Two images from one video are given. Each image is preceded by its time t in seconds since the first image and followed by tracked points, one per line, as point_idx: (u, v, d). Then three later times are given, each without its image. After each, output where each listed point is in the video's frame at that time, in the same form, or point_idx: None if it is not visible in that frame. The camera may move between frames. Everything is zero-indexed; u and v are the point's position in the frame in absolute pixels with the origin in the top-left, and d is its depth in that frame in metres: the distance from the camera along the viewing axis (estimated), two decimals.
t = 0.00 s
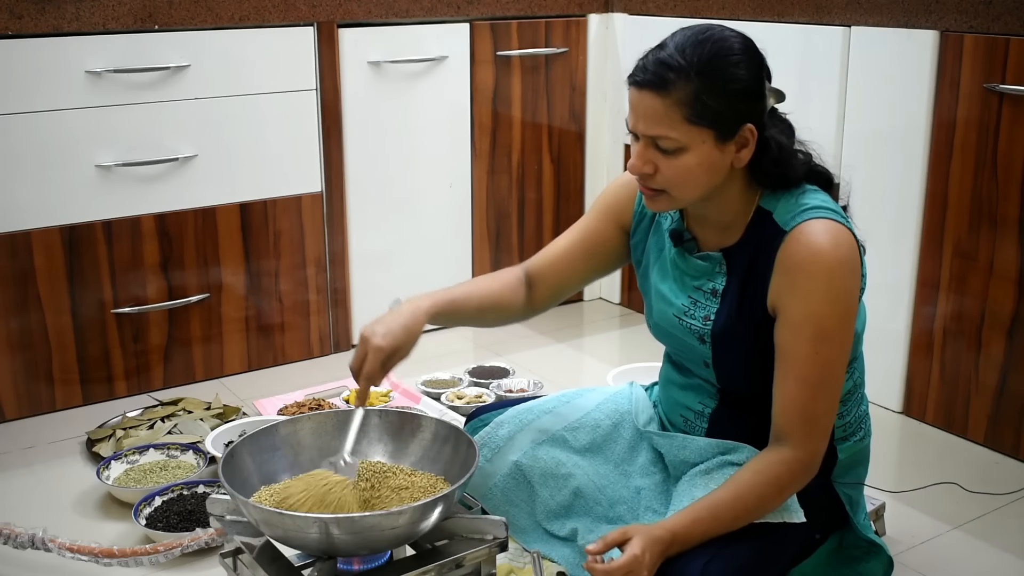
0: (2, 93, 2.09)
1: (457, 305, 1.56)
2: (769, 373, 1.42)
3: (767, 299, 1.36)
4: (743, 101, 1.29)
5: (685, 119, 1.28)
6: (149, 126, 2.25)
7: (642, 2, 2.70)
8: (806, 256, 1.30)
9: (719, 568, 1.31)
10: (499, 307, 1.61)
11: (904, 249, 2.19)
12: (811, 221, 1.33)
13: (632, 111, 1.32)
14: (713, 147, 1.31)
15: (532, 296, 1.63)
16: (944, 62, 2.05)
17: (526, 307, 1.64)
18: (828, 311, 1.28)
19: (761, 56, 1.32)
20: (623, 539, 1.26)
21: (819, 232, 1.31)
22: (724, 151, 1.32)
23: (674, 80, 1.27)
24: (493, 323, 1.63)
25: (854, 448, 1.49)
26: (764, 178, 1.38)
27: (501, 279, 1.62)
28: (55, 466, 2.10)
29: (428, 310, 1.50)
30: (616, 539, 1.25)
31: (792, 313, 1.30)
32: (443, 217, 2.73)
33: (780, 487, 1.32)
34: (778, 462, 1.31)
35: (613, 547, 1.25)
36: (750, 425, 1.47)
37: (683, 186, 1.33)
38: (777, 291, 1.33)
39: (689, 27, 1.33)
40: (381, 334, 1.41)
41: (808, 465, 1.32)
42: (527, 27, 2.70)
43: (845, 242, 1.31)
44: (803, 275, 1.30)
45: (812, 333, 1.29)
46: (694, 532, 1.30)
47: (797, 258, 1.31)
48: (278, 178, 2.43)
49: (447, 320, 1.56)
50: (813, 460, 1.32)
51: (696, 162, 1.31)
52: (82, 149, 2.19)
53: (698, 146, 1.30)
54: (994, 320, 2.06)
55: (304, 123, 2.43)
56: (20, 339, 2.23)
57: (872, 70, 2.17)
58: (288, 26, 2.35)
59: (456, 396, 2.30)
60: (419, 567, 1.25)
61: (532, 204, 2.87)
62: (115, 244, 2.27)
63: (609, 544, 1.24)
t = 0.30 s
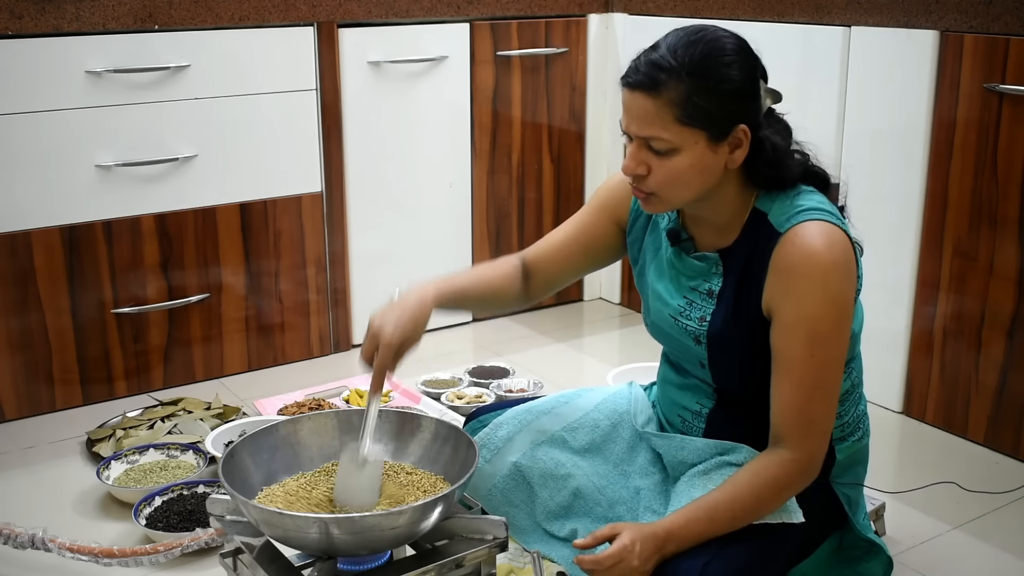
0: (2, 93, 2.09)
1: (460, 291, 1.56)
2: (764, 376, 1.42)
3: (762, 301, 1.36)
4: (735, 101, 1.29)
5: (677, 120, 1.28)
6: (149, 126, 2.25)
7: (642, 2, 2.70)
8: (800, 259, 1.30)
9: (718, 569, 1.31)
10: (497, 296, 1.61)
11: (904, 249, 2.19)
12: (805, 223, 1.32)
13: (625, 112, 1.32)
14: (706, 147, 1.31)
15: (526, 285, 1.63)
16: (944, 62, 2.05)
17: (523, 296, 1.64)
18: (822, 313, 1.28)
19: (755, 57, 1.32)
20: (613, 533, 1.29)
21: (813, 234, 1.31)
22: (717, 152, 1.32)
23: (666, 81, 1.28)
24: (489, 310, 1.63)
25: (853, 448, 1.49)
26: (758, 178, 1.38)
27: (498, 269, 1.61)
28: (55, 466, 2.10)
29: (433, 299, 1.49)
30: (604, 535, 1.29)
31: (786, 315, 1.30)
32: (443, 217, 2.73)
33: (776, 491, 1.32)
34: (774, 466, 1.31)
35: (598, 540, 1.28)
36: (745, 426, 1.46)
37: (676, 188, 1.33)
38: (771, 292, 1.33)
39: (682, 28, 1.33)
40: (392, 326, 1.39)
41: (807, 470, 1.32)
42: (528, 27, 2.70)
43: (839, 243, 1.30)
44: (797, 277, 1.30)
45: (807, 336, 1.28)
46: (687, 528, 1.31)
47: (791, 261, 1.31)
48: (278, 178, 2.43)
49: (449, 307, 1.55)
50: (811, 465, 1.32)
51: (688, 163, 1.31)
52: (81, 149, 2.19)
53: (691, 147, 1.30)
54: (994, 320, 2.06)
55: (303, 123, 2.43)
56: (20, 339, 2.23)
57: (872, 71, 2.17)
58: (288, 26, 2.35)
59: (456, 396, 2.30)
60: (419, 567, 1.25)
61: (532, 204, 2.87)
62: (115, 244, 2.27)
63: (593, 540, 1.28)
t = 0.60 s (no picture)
0: (2, 93, 2.09)
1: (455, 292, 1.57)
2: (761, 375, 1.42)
3: (754, 300, 1.35)
4: (729, 98, 1.29)
5: (671, 118, 1.28)
6: (149, 126, 2.25)
7: (642, 2, 2.70)
8: (793, 261, 1.29)
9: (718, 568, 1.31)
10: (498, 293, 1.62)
11: (904, 249, 2.19)
12: (796, 225, 1.32)
13: (619, 112, 1.33)
14: (701, 144, 1.31)
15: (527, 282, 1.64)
16: (944, 62, 2.05)
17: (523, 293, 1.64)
18: (812, 315, 1.28)
19: (748, 55, 1.32)
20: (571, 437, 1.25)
21: (804, 236, 1.31)
22: (712, 149, 1.32)
23: (659, 79, 1.28)
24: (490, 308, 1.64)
25: (854, 448, 1.49)
26: (751, 176, 1.38)
27: (498, 267, 1.62)
28: (55, 466, 2.10)
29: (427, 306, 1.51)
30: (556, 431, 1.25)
31: (776, 316, 1.30)
32: (443, 216, 2.73)
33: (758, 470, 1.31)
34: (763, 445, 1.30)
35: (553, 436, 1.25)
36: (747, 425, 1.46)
37: (671, 185, 1.33)
38: (763, 294, 1.33)
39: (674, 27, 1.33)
40: (384, 330, 1.43)
41: (790, 467, 1.32)
42: (528, 27, 2.70)
43: (830, 244, 1.30)
44: (787, 279, 1.30)
45: (797, 339, 1.28)
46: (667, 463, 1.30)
47: (782, 263, 1.31)
48: (278, 178, 2.43)
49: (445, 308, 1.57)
50: (798, 463, 1.32)
51: (683, 160, 1.31)
52: (81, 149, 2.19)
53: (686, 144, 1.30)
54: (993, 320, 2.06)
55: (303, 123, 2.43)
56: (20, 339, 2.22)
57: (872, 71, 2.17)
58: (288, 26, 2.35)
59: (456, 396, 2.30)
60: (419, 567, 1.25)
61: (532, 204, 2.87)
62: (115, 244, 2.27)
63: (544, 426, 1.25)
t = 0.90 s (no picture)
0: (1, 93, 2.09)
1: (460, 320, 1.56)
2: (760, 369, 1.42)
3: (750, 290, 1.36)
4: (723, 85, 1.29)
5: (666, 103, 1.28)
6: (148, 125, 2.25)
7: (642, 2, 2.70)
8: (789, 250, 1.29)
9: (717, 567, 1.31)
10: (502, 316, 1.61)
11: (904, 249, 2.19)
12: (793, 214, 1.32)
13: (615, 101, 1.33)
14: (696, 131, 1.30)
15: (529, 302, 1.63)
16: (944, 61, 2.05)
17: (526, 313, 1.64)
18: (806, 304, 1.28)
19: (741, 48, 1.32)
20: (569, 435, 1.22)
21: (801, 225, 1.31)
22: (707, 136, 1.31)
23: (654, 66, 1.28)
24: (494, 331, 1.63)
25: (853, 446, 1.49)
26: (746, 165, 1.37)
27: (499, 290, 1.61)
28: (55, 466, 2.10)
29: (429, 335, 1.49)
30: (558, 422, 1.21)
31: (770, 305, 1.30)
32: (443, 216, 2.73)
33: (743, 464, 1.30)
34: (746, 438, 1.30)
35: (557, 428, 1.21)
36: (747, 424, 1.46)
37: (668, 172, 1.32)
38: (759, 284, 1.34)
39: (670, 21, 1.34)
40: (386, 356, 1.40)
41: (779, 460, 1.31)
42: (528, 27, 2.70)
43: (825, 234, 1.30)
44: (782, 267, 1.30)
45: (789, 327, 1.28)
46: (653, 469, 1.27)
47: (778, 252, 1.31)
48: (278, 178, 2.43)
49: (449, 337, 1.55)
50: (783, 457, 1.31)
51: (679, 147, 1.31)
52: (81, 148, 2.19)
53: (681, 130, 1.30)
54: (993, 320, 2.06)
55: (303, 123, 2.43)
56: (20, 339, 2.23)
57: (872, 70, 2.17)
58: (288, 26, 2.35)
59: (455, 396, 2.30)
60: (419, 567, 1.25)
61: (532, 204, 2.87)
62: (115, 244, 2.27)
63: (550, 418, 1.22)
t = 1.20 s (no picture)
0: (1, 93, 2.09)
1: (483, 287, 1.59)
2: (762, 370, 1.42)
3: (755, 296, 1.36)
4: (728, 90, 1.29)
5: (672, 108, 1.28)
6: (149, 126, 2.25)
7: (642, 2, 2.70)
8: (794, 255, 1.30)
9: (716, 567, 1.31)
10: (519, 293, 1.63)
11: (904, 249, 2.19)
12: (798, 220, 1.32)
13: (620, 106, 1.32)
14: (702, 137, 1.31)
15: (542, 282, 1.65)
16: (944, 62, 2.05)
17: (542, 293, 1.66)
18: (813, 310, 1.28)
19: (745, 50, 1.32)
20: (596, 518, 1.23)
21: (805, 233, 1.31)
22: (713, 142, 1.32)
23: (660, 70, 1.28)
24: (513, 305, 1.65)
25: (853, 448, 1.49)
26: (751, 169, 1.38)
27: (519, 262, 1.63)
28: (55, 466, 2.10)
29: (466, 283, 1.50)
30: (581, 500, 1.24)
31: (779, 312, 1.30)
32: (443, 216, 2.73)
33: (765, 485, 1.32)
34: (764, 458, 1.32)
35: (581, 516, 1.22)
36: (746, 426, 1.47)
37: (673, 179, 1.32)
38: (764, 290, 1.34)
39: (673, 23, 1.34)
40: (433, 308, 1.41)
41: (793, 470, 1.33)
42: (528, 27, 2.70)
43: (830, 240, 1.30)
44: (790, 274, 1.30)
45: (799, 333, 1.29)
46: (677, 511, 1.31)
47: (783, 258, 1.31)
48: (278, 179, 2.43)
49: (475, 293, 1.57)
50: (803, 464, 1.33)
51: (685, 153, 1.31)
52: (81, 149, 2.19)
53: (687, 136, 1.30)
54: (994, 320, 2.06)
55: (303, 123, 2.43)
56: (20, 339, 2.23)
57: (872, 70, 2.17)
58: (288, 26, 2.35)
59: (456, 396, 2.30)
60: (419, 567, 1.25)
61: (532, 204, 2.87)
62: (115, 244, 2.27)
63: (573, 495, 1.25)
